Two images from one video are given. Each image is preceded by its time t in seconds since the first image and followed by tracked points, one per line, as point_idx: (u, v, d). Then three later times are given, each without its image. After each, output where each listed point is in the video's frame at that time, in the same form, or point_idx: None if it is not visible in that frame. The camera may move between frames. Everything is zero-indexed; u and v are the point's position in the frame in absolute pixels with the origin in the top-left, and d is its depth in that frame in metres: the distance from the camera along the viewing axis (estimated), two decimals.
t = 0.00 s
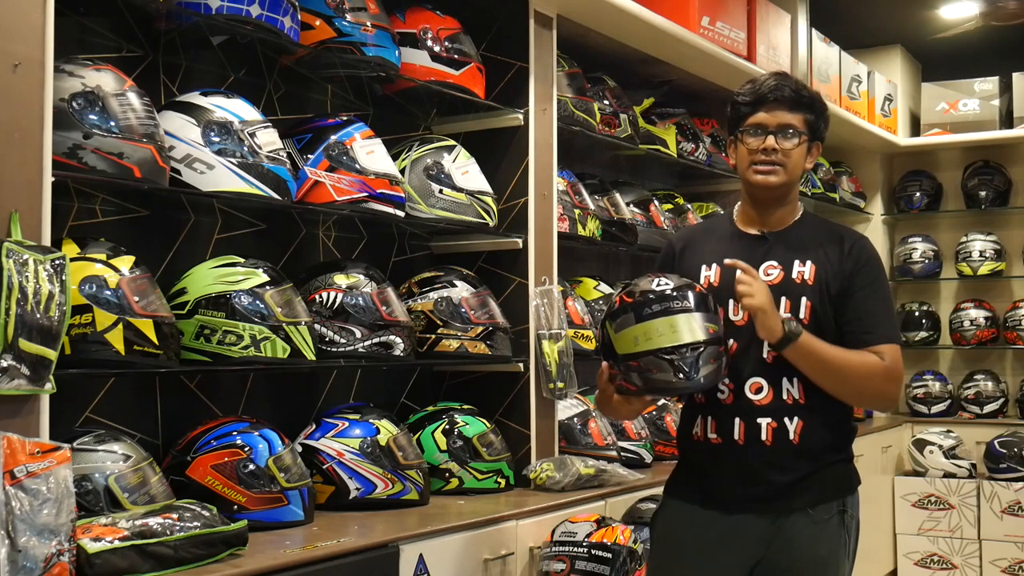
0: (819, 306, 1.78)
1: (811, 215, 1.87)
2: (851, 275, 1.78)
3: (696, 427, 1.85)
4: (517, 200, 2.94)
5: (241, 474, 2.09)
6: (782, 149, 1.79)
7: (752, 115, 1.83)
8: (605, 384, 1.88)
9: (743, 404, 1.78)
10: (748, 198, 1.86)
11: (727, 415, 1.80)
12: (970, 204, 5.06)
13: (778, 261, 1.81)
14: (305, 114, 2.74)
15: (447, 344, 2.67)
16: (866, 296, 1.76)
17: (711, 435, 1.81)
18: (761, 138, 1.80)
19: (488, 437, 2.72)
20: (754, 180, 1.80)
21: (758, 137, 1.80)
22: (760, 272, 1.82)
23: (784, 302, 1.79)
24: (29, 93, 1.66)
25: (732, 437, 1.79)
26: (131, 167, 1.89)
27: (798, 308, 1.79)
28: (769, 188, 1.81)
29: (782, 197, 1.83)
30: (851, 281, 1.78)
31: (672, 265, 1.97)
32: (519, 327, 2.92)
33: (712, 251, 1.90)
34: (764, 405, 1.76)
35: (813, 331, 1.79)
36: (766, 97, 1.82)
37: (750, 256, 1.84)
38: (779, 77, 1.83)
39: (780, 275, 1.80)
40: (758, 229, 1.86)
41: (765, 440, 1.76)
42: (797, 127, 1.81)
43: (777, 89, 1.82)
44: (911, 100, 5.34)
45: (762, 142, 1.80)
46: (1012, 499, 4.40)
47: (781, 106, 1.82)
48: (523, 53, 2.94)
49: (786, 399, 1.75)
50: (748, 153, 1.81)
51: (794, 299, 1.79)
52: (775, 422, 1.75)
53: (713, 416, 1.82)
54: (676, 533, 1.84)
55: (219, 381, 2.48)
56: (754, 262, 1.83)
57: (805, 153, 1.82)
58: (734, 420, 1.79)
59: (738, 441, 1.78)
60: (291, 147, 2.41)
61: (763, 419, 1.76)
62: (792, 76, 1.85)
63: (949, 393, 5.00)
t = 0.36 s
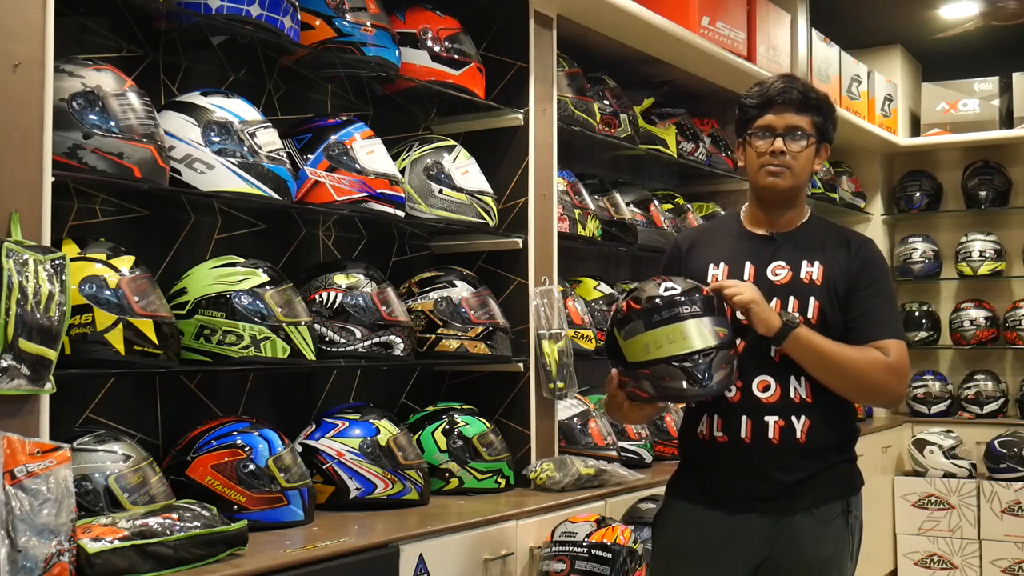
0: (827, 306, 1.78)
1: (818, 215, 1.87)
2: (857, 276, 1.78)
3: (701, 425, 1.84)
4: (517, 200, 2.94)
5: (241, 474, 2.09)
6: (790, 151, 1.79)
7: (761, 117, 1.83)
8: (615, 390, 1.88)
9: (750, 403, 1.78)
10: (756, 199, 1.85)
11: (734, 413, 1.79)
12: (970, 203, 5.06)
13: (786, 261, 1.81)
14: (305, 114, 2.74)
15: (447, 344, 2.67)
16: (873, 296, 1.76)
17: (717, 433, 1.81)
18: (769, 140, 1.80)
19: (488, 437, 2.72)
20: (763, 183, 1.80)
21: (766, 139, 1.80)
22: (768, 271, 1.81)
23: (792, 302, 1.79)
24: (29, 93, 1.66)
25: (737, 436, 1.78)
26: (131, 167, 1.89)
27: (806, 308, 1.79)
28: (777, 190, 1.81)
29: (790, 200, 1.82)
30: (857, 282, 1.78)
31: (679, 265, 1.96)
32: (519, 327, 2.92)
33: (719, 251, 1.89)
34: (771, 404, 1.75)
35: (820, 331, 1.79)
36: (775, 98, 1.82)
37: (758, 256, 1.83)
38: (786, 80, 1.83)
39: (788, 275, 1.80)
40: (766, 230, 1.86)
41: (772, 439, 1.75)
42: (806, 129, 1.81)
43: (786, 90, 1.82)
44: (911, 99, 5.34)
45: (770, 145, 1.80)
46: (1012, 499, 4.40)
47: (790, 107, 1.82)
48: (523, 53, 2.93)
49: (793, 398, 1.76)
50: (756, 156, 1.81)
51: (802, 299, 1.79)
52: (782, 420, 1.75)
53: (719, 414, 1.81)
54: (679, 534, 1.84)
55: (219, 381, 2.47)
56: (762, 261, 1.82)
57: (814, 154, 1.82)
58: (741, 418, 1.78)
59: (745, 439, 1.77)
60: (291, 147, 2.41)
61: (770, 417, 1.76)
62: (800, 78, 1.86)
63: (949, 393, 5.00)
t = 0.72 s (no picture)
0: (832, 311, 1.77)
1: (820, 216, 1.87)
2: (864, 280, 1.78)
3: (701, 426, 1.84)
4: (517, 200, 2.94)
5: (241, 474, 2.09)
6: (795, 144, 1.80)
7: (768, 111, 1.84)
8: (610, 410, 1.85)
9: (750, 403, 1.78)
10: (760, 196, 1.85)
11: (734, 414, 1.79)
12: (970, 204, 5.06)
13: (790, 263, 1.80)
14: (305, 114, 2.74)
15: (447, 344, 2.67)
16: (880, 303, 1.76)
17: (717, 434, 1.81)
18: (775, 133, 1.81)
19: (488, 437, 2.72)
20: (767, 175, 1.81)
21: (772, 132, 1.81)
22: (771, 273, 1.81)
23: (796, 305, 1.78)
24: (29, 93, 1.66)
25: (738, 437, 1.78)
26: (131, 167, 1.88)
27: (810, 312, 1.77)
28: (782, 184, 1.81)
29: (793, 196, 1.83)
30: (865, 289, 1.78)
31: (680, 265, 1.95)
32: (518, 327, 2.92)
33: (721, 250, 1.88)
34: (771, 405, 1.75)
35: (825, 336, 1.78)
36: (782, 93, 1.83)
37: (761, 256, 1.83)
38: (793, 76, 1.84)
39: (792, 277, 1.79)
40: (768, 229, 1.86)
41: (772, 440, 1.76)
42: (811, 125, 1.82)
43: (792, 85, 1.83)
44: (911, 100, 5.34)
45: (777, 137, 1.80)
46: (1012, 499, 4.40)
47: (795, 103, 1.83)
48: (523, 53, 2.94)
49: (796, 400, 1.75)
50: (761, 149, 1.82)
51: (807, 303, 1.78)
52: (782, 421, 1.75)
53: (719, 414, 1.81)
54: (680, 534, 1.84)
55: (219, 381, 2.47)
56: (765, 262, 1.82)
57: (817, 151, 1.83)
58: (741, 419, 1.78)
59: (746, 439, 1.78)
60: (291, 147, 2.41)
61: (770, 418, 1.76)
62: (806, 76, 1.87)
63: (949, 393, 4.99)
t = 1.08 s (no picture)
0: (827, 308, 1.78)
1: (816, 216, 1.87)
2: (857, 278, 1.77)
3: (699, 426, 1.84)
4: (517, 201, 2.94)
5: (242, 474, 2.09)
6: (790, 146, 1.81)
7: (762, 112, 1.86)
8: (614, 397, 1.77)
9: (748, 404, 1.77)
10: (755, 198, 1.86)
11: (732, 413, 1.79)
12: (970, 203, 5.06)
13: (785, 262, 1.80)
14: (304, 114, 2.74)
15: (447, 344, 2.67)
16: (871, 302, 1.75)
17: (716, 433, 1.81)
18: (770, 135, 1.82)
19: (488, 437, 2.72)
20: (763, 177, 1.82)
21: (767, 134, 1.82)
22: (766, 273, 1.81)
23: (791, 304, 1.78)
24: (29, 93, 1.66)
25: (736, 437, 1.78)
26: (131, 167, 1.88)
27: (805, 310, 1.77)
28: (777, 186, 1.82)
29: (788, 198, 1.83)
30: (858, 287, 1.77)
31: (678, 265, 1.95)
32: (518, 327, 2.92)
33: (717, 252, 1.88)
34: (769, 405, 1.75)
35: (821, 334, 1.78)
36: (776, 94, 1.85)
37: (757, 256, 1.83)
38: (786, 77, 1.87)
39: (787, 276, 1.79)
40: (764, 229, 1.85)
41: (771, 439, 1.76)
42: (806, 125, 1.83)
43: (787, 86, 1.85)
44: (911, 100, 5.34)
45: (771, 139, 1.82)
46: (1012, 499, 4.40)
47: (790, 103, 1.85)
48: (523, 53, 2.94)
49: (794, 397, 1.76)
50: (756, 151, 1.83)
51: (801, 301, 1.78)
52: (780, 420, 1.76)
53: (718, 414, 1.81)
54: (680, 534, 1.84)
55: (219, 381, 2.47)
56: (761, 262, 1.82)
57: (813, 153, 1.84)
58: (740, 419, 1.78)
59: (744, 439, 1.77)
60: (291, 147, 2.41)
61: (770, 417, 1.76)
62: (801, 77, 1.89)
63: (949, 393, 5.00)
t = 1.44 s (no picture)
0: (821, 307, 1.77)
1: (812, 216, 1.86)
2: (853, 277, 1.77)
3: (695, 425, 1.84)
4: (517, 200, 2.94)
5: (241, 474, 2.09)
6: (776, 155, 1.78)
7: (747, 121, 1.83)
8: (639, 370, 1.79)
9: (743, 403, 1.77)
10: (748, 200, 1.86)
11: (728, 412, 1.79)
12: (970, 204, 5.06)
13: (779, 262, 1.81)
14: (304, 114, 2.74)
15: (447, 344, 2.67)
16: (864, 301, 1.75)
17: (711, 433, 1.81)
18: (754, 144, 1.80)
19: (488, 437, 2.72)
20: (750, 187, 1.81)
21: (751, 143, 1.80)
22: (762, 272, 1.82)
23: (785, 303, 1.78)
24: (29, 93, 1.66)
25: (731, 436, 1.78)
26: (131, 167, 1.88)
27: (799, 309, 1.78)
28: (766, 194, 1.81)
29: (782, 200, 1.82)
30: (853, 286, 1.76)
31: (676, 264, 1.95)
32: (519, 327, 2.92)
33: (712, 251, 1.89)
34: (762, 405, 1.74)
35: (816, 333, 1.78)
36: (760, 102, 1.82)
37: (753, 256, 1.84)
38: (773, 82, 1.82)
39: (782, 275, 1.80)
40: (759, 230, 1.86)
41: (765, 438, 1.76)
42: (793, 133, 1.80)
43: (772, 94, 1.81)
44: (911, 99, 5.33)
45: (755, 149, 1.79)
46: (1012, 499, 4.39)
47: (776, 112, 1.81)
48: (523, 53, 2.93)
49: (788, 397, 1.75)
50: (743, 160, 1.81)
51: (795, 300, 1.78)
52: (775, 420, 1.75)
53: (713, 413, 1.81)
54: (679, 534, 1.85)
55: (219, 381, 2.47)
56: (756, 262, 1.83)
57: (803, 156, 1.81)
58: (735, 418, 1.78)
59: (739, 438, 1.77)
60: (291, 147, 2.41)
61: (763, 416, 1.76)
62: (789, 78, 1.84)
63: (949, 393, 5.00)
